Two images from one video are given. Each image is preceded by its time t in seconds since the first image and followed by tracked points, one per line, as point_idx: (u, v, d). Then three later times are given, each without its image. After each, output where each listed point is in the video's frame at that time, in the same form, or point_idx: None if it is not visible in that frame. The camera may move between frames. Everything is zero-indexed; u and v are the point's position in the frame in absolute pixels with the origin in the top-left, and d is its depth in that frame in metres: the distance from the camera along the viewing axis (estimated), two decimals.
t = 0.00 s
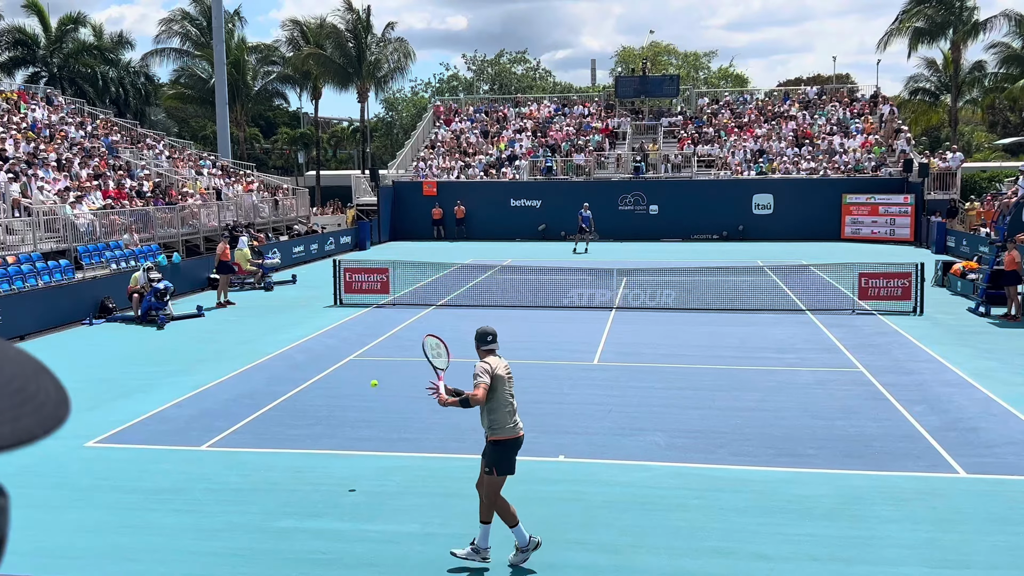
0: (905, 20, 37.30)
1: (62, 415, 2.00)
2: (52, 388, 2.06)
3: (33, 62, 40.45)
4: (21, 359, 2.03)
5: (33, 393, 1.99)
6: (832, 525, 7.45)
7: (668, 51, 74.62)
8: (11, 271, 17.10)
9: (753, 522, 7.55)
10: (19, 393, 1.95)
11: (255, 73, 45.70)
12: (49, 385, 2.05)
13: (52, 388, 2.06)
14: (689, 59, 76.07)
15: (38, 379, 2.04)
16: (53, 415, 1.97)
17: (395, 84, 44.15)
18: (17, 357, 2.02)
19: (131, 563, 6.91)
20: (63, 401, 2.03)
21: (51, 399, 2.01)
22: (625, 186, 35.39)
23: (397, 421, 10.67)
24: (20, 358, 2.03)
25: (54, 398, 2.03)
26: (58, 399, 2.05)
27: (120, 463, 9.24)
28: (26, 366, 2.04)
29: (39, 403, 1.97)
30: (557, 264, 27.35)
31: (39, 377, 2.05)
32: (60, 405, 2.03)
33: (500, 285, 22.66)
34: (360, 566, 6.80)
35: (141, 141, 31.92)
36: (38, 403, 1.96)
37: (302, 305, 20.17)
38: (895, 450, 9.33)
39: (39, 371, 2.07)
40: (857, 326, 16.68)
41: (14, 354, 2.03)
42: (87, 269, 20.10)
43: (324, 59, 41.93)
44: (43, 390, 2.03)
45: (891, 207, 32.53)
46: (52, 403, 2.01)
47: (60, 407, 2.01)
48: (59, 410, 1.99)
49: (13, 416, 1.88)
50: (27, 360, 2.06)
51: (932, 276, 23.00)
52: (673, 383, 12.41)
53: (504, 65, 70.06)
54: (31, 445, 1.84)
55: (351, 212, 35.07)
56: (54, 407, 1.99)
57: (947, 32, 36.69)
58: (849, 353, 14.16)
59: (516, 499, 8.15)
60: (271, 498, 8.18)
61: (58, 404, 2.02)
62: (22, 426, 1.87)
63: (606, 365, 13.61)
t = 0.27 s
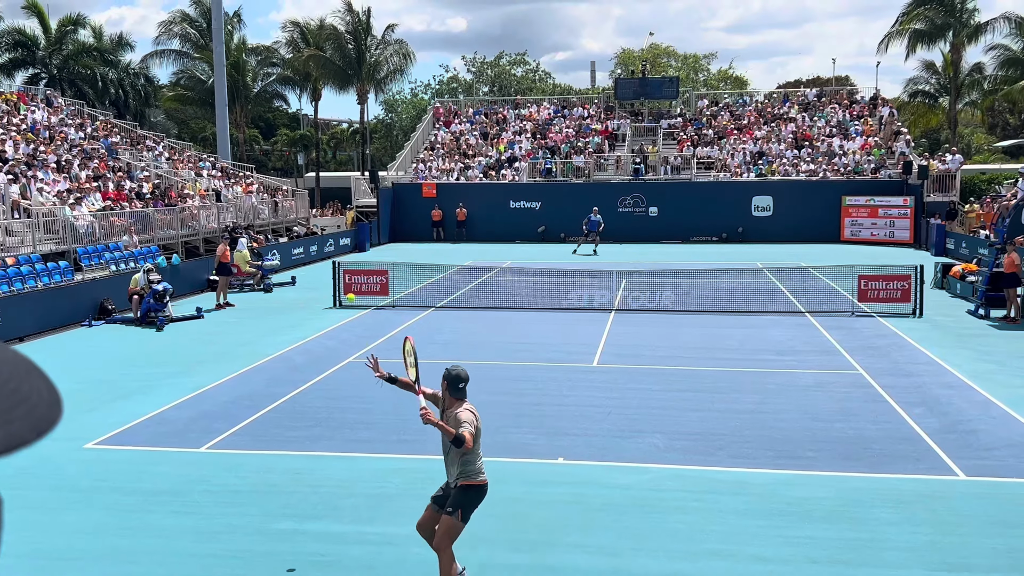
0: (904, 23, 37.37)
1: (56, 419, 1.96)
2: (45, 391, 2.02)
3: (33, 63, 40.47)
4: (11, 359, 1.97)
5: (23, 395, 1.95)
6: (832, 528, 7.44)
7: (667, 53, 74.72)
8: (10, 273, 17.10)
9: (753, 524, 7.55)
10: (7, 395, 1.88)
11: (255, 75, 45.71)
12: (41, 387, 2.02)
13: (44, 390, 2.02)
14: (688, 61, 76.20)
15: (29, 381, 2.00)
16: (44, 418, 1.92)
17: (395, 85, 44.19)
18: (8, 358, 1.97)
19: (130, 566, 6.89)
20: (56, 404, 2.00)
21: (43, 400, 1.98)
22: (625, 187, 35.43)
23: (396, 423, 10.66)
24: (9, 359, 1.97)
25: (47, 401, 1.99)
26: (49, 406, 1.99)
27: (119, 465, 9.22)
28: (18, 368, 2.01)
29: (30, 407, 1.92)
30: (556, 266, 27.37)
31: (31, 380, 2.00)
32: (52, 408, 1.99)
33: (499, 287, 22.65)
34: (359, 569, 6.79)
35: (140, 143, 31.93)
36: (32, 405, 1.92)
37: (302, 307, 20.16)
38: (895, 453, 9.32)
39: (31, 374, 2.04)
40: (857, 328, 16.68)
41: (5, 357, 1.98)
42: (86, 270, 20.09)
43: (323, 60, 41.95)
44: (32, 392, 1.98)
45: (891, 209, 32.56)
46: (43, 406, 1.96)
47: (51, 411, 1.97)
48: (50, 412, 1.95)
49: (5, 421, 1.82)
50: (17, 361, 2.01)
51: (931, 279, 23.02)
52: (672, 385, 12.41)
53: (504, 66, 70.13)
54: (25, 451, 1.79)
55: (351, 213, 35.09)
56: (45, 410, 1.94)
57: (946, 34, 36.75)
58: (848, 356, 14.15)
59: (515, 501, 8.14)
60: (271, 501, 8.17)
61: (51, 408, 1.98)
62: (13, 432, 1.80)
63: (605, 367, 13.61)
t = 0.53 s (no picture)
0: (903, 26, 37.43)
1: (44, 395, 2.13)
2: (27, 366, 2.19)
3: (31, 65, 40.44)
4: None
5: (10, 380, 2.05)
6: (830, 530, 7.45)
7: (666, 56, 74.81)
8: (9, 275, 17.08)
9: (752, 527, 7.54)
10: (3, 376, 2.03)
11: (254, 77, 45.69)
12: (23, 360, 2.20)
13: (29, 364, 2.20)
14: (687, 64, 76.28)
15: (16, 361, 2.14)
16: (36, 394, 2.09)
17: (394, 88, 44.21)
18: None
19: (128, 568, 6.88)
20: (40, 378, 2.17)
21: (27, 383, 2.09)
22: (624, 190, 35.45)
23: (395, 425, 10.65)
24: None
25: (32, 374, 2.17)
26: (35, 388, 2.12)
27: (117, 468, 9.21)
28: (10, 351, 2.17)
29: (19, 386, 2.05)
30: (555, 268, 27.38)
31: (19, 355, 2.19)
32: (39, 383, 2.16)
33: (498, 290, 22.63)
34: (358, 571, 6.78)
35: (139, 145, 31.91)
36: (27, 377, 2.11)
37: (300, 310, 20.16)
38: (894, 455, 9.33)
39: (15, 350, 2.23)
40: (856, 330, 16.69)
41: None
42: (84, 273, 20.07)
43: (323, 62, 41.93)
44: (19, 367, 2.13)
45: (889, 212, 32.60)
46: (30, 384, 2.11)
47: (40, 386, 2.12)
48: (37, 394, 2.08)
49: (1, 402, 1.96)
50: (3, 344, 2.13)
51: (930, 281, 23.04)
52: (671, 388, 12.41)
53: (503, 69, 70.20)
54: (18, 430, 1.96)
55: (350, 215, 35.09)
56: (36, 389, 2.10)
57: (945, 37, 36.80)
58: (847, 358, 14.14)
59: (514, 503, 8.13)
60: (270, 503, 8.16)
61: (38, 386, 2.14)
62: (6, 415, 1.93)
63: (604, 370, 13.61)
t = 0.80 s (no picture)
0: (900, 28, 37.50)
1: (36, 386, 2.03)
2: (19, 356, 2.09)
3: (28, 66, 40.37)
4: None
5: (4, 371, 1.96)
6: (827, 532, 7.45)
7: (663, 58, 74.87)
8: (6, 277, 17.04)
9: (749, 529, 7.54)
10: None
11: (251, 79, 45.64)
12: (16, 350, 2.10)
13: (21, 355, 2.10)
14: (684, 66, 76.36)
15: (6, 353, 2.02)
16: (29, 389, 1.99)
17: (391, 90, 44.21)
18: None
19: (124, 570, 6.86)
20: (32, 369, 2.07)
21: (23, 373, 2.00)
22: (621, 192, 35.48)
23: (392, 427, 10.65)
24: None
25: (24, 364, 2.07)
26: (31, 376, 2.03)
27: (113, 470, 9.18)
28: (0, 344, 2.06)
29: (12, 379, 1.95)
30: (553, 270, 27.38)
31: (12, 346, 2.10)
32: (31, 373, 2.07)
33: (495, 292, 22.63)
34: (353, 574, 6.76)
35: (136, 147, 31.86)
36: (18, 368, 2.00)
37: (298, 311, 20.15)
38: (890, 457, 9.33)
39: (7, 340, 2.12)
40: (853, 332, 16.70)
41: None
42: (81, 275, 20.03)
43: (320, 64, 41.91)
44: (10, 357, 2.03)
45: (886, 214, 32.65)
46: (23, 376, 2.00)
47: (32, 380, 2.02)
48: (31, 387, 1.99)
49: None
50: None
51: (926, 284, 23.06)
52: (668, 390, 12.41)
53: (500, 71, 70.23)
54: (8, 427, 1.84)
55: (347, 217, 35.07)
56: (28, 381, 2.00)
57: (942, 39, 36.87)
58: (843, 360, 14.16)
59: (510, 506, 8.11)
60: (266, 506, 8.14)
61: (29, 375, 2.04)
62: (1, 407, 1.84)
63: (601, 372, 13.61)
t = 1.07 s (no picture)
0: (895, 29, 37.58)
1: (48, 396, 1.94)
2: (38, 360, 2.02)
3: (22, 67, 40.24)
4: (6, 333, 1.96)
5: (16, 370, 1.93)
6: (823, 532, 7.46)
7: (659, 59, 74.93)
8: None
9: (745, 529, 7.56)
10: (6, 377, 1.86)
11: (245, 79, 45.53)
12: (37, 354, 2.03)
13: (38, 360, 2.02)
14: (679, 67, 76.46)
15: (21, 352, 1.96)
16: (39, 398, 1.90)
17: (386, 90, 44.17)
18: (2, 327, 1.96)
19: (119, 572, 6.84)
20: (49, 376, 1.99)
21: (35, 373, 1.95)
22: (616, 193, 35.51)
23: (388, 428, 10.64)
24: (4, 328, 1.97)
25: (41, 370, 1.99)
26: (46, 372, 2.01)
27: (108, 471, 9.15)
28: (15, 338, 2.01)
29: (26, 381, 1.91)
30: (548, 271, 27.38)
31: (28, 348, 2.02)
32: (47, 381, 1.99)
33: (491, 293, 22.63)
34: None
35: (130, 147, 31.78)
36: (29, 376, 1.92)
37: (293, 312, 20.12)
38: (886, 458, 9.35)
39: (28, 342, 2.05)
40: (848, 333, 16.74)
41: None
42: (75, 276, 19.97)
43: (315, 65, 41.87)
44: (22, 363, 1.96)
45: (881, 215, 32.72)
46: (38, 380, 1.95)
47: (42, 388, 1.94)
48: (43, 392, 1.93)
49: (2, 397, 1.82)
50: (12, 329, 2.01)
51: (920, 285, 23.14)
52: (664, 390, 12.43)
53: (495, 71, 70.23)
54: (14, 434, 1.78)
55: (342, 217, 35.03)
56: (37, 391, 1.91)
57: (936, 40, 36.96)
58: (838, 361, 14.19)
59: (506, 507, 8.11)
60: (262, 507, 8.13)
61: (44, 384, 1.96)
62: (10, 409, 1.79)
63: (597, 372, 13.63)
